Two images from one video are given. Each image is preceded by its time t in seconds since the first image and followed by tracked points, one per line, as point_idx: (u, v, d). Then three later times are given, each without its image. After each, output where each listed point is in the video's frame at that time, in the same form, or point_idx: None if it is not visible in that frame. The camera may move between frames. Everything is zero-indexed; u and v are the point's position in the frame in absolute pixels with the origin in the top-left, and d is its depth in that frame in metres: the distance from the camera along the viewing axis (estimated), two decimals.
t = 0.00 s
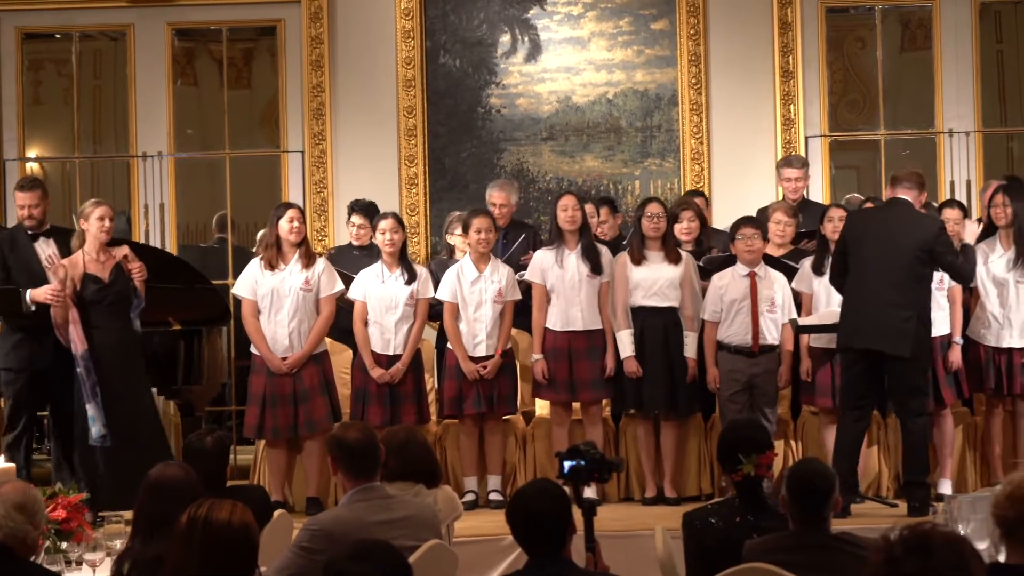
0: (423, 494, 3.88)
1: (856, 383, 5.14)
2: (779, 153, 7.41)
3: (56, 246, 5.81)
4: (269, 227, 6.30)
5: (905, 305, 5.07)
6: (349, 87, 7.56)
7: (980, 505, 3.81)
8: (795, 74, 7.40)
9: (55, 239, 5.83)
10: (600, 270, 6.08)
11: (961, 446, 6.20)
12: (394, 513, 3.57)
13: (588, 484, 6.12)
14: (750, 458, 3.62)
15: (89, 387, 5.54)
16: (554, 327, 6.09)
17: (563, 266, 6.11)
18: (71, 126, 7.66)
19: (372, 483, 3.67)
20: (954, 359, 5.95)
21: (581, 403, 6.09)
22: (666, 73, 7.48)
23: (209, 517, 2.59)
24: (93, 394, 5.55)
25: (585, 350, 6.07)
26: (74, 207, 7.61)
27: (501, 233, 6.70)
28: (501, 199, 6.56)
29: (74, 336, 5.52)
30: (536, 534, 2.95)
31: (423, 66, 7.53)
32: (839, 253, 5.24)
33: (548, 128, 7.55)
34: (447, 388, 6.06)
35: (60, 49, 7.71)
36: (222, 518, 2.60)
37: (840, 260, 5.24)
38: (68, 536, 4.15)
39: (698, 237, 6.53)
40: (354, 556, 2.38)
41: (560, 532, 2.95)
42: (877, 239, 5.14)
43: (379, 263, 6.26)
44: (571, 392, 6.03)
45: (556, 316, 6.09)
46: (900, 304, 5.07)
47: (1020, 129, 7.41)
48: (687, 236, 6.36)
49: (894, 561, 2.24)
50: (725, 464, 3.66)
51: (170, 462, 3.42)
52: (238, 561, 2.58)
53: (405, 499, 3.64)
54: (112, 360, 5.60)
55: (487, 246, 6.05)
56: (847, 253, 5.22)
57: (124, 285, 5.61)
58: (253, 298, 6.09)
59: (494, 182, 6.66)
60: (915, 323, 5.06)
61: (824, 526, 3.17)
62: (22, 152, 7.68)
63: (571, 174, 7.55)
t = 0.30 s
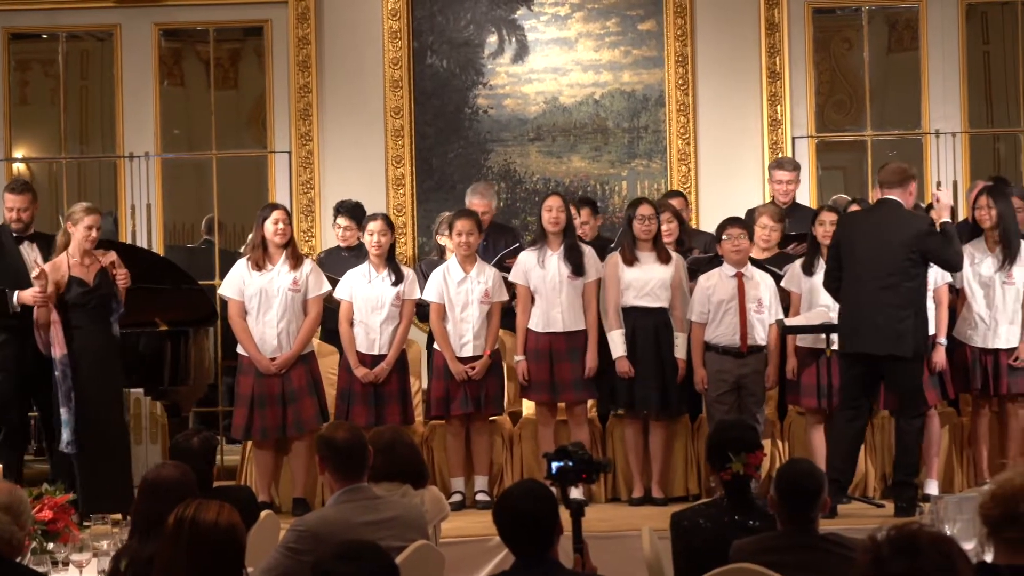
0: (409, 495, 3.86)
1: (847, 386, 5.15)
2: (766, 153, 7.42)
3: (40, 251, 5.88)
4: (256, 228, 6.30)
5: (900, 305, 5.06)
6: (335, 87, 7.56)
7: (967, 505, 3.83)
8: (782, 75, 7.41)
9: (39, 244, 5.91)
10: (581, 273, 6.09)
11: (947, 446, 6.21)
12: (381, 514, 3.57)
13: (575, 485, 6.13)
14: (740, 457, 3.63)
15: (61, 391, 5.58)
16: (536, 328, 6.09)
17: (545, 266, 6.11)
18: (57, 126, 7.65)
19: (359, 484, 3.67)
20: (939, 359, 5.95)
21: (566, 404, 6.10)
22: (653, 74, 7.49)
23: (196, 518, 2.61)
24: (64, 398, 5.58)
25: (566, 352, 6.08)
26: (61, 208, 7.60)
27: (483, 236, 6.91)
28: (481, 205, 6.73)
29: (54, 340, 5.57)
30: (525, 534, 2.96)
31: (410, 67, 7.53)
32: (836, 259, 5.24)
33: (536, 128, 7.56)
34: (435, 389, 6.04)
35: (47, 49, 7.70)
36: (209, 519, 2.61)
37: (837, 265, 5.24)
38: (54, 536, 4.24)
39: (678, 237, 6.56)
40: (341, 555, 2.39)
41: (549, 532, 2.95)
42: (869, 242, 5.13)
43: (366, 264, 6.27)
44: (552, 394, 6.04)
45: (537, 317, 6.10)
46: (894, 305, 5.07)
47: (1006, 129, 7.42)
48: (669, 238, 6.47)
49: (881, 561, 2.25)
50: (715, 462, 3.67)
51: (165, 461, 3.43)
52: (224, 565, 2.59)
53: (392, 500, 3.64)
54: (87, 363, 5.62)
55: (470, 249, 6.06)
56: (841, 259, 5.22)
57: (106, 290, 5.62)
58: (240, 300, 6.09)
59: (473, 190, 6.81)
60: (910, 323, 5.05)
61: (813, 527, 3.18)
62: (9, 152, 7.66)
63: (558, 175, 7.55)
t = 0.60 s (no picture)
0: (394, 497, 3.85)
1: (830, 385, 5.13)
2: (752, 154, 7.42)
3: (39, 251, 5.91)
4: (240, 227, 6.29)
5: (872, 310, 5.07)
6: (321, 88, 7.56)
7: (952, 505, 3.82)
8: (768, 76, 7.42)
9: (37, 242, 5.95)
10: (565, 273, 6.10)
11: (932, 446, 6.22)
12: (367, 515, 3.57)
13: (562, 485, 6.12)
14: (728, 457, 3.66)
15: (43, 391, 5.57)
16: (518, 329, 6.11)
17: (528, 266, 6.11)
18: (43, 126, 7.64)
19: (346, 484, 3.66)
20: (924, 360, 5.96)
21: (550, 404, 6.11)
22: (639, 74, 7.49)
23: (182, 517, 2.58)
24: (46, 397, 5.58)
25: (549, 353, 6.09)
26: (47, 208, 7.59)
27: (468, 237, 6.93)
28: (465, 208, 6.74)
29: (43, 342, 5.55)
30: (512, 536, 2.95)
31: (396, 67, 7.53)
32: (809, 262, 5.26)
33: (521, 129, 7.56)
34: (421, 389, 6.04)
35: (33, 49, 7.69)
36: (195, 520, 2.59)
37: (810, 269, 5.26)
38: (39, 537, 4.17)
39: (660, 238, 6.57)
40: (326, 556, 2.40)
41: (533, 534, 2.95)
42: (840, 244, 5.14)
43: (355, 264, 6.27)
44: (535, 394, 6.04)
45: (519, 317, 6.11)
46: (864, 311, 5.08)
47: (992, 130, 7.44)
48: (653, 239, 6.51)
49: (867, 562, 2.28)
50: (702, 459, 3.70)
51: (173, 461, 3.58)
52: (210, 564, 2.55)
53: (378, 500, 3.64)
54: (72, 363, 5.61)
55: (456, 248, 6.06)
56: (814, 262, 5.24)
57: (99, 289, 5.63)
58: (227, 300, 6.08)
59: (455, 192, 6.81)
60: (880, 327, 5.05)
61: (796, 527, 3.18)
62: None
63: (544, 175, 7.55)
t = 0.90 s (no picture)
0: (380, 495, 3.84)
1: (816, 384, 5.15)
2: (736, 155, 7.43)
3: (36, 250, 5.89)
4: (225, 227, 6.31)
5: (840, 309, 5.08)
6: (306, 88, 7.55)
7: (935, 505, 3.80)
8: (752, 76, 7.43)
9: (35, 241, 5.92)
10: (552, 273, 6.11)
11: (916, 447, 6.23)
12: (352, 515, 3.56)
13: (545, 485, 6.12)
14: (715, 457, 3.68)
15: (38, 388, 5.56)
16: (506, 329, 6.08)
17: (516, 266, 6.10)
18: (27, 126, 7.64)
19: (330, 484, 3.66)
20: (909, 359, 5.98)
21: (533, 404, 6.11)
22: (624, 74, 7.49)
23: (166, 518, 2.65)
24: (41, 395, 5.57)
25: (538, 352, 6.10)
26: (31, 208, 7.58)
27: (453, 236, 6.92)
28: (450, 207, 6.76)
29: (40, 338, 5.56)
30: (503, 538, 2.95)
31: (381, 67, 7.53)
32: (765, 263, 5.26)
33: (506, 129, 7.56)
34: (405, 389, 6.04)
35: (16, 49, 7.68)
36: (179, 520, 2.65)
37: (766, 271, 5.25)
38: (23, 537, 4.14)
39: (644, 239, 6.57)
40: (310, 557, 2.46)
41: (519, 534, 2.94)
42: (791, 242, 5.15)
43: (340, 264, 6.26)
44: (528, 395, 6.04)
45: (507, 317, 6.08)
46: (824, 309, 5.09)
47: (975, 130, 7.44)
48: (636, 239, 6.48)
49: (850, 561, 2.33)
50: (689, 460, 3.71)
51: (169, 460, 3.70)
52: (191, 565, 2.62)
53: (364, 500, 3.64)
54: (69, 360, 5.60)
55: (440, 249, 6.05)
56: (769, 263, 5.24)
57: (94, 286, 5.62)
58: (211, 300, 6.09)
59: (440, 190, 6.89)
60: (845, 322, 5.07)
61: (780, 527, 3.18)
62: None
63: (528, 175, 7.55)
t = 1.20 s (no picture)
0: (357, 496, 3.84)
1: (800, 382, 5.14)
2: (714, 155, 7.44)
3: (14, 252, 5.82)
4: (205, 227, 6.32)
5: (793, 308, 5.10)
6: (284, 88, 7.55)
7: (912, 505, 3.72)
8: (730, 76, 7.44)
9: (12, 243, 5.88)
10: (532, 273, 6.12)
11: (894, 449, 6.22)
12: (329, 515, 3.56)
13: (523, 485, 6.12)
14: (693, 458, 3.68)
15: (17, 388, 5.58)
16: (490, 329, 6.07)
17: (498, 266, 6.09)
18: (6, 127, 7.64)
19: (310, 484, 3.66)
20: (886, 359, 6.01)
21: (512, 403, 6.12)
22: (602, 75, 7.50)
23: (144, 519, 2.61)
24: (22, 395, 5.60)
25: (520, 351, 6.09)
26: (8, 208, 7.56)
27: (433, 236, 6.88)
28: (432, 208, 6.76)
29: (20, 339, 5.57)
30: (488, 539, 2.94)
31: (359, 67, 7.53)
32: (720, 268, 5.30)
33: (484, 129, 7.56)
34: (382, 390, 6.02)
35: None
36: (157, 521, 2.61)
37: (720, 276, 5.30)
38: None
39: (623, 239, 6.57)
40: (288, 555, 2.39)
41: (498, 531, 2.94)
42: (741, 245, 5.20)
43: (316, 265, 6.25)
44: (510, 395, 6.02)
45: (490, 317, 6.07)
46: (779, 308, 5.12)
47: (953, 130, 7.45)
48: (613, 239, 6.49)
49: (826, 561, 2.29)
50: (666, 461, 3.71)
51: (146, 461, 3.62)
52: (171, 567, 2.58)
53: (341, 501, 3.64)
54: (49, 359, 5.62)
55: (417, 251, 6.05)
56: (722, 267, 5.29)
57: (73, 286, 5.60)
58: (188, 300, 6.10)
59: (423, 189, 6.87)
60: (799, 319, 5.09)
61: (758, 527, 3.19)
62: None
63: (507, 175, 7.55)
